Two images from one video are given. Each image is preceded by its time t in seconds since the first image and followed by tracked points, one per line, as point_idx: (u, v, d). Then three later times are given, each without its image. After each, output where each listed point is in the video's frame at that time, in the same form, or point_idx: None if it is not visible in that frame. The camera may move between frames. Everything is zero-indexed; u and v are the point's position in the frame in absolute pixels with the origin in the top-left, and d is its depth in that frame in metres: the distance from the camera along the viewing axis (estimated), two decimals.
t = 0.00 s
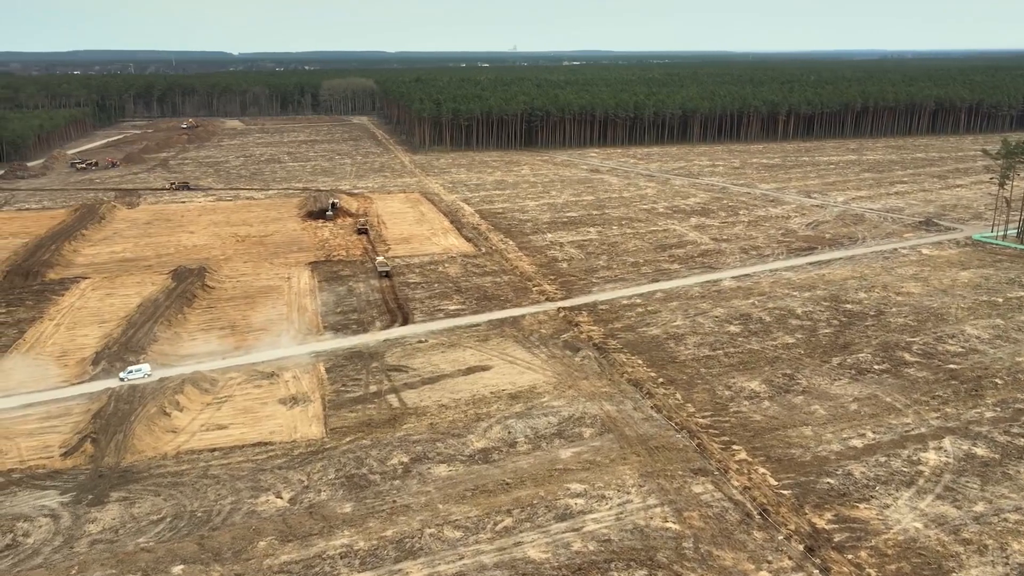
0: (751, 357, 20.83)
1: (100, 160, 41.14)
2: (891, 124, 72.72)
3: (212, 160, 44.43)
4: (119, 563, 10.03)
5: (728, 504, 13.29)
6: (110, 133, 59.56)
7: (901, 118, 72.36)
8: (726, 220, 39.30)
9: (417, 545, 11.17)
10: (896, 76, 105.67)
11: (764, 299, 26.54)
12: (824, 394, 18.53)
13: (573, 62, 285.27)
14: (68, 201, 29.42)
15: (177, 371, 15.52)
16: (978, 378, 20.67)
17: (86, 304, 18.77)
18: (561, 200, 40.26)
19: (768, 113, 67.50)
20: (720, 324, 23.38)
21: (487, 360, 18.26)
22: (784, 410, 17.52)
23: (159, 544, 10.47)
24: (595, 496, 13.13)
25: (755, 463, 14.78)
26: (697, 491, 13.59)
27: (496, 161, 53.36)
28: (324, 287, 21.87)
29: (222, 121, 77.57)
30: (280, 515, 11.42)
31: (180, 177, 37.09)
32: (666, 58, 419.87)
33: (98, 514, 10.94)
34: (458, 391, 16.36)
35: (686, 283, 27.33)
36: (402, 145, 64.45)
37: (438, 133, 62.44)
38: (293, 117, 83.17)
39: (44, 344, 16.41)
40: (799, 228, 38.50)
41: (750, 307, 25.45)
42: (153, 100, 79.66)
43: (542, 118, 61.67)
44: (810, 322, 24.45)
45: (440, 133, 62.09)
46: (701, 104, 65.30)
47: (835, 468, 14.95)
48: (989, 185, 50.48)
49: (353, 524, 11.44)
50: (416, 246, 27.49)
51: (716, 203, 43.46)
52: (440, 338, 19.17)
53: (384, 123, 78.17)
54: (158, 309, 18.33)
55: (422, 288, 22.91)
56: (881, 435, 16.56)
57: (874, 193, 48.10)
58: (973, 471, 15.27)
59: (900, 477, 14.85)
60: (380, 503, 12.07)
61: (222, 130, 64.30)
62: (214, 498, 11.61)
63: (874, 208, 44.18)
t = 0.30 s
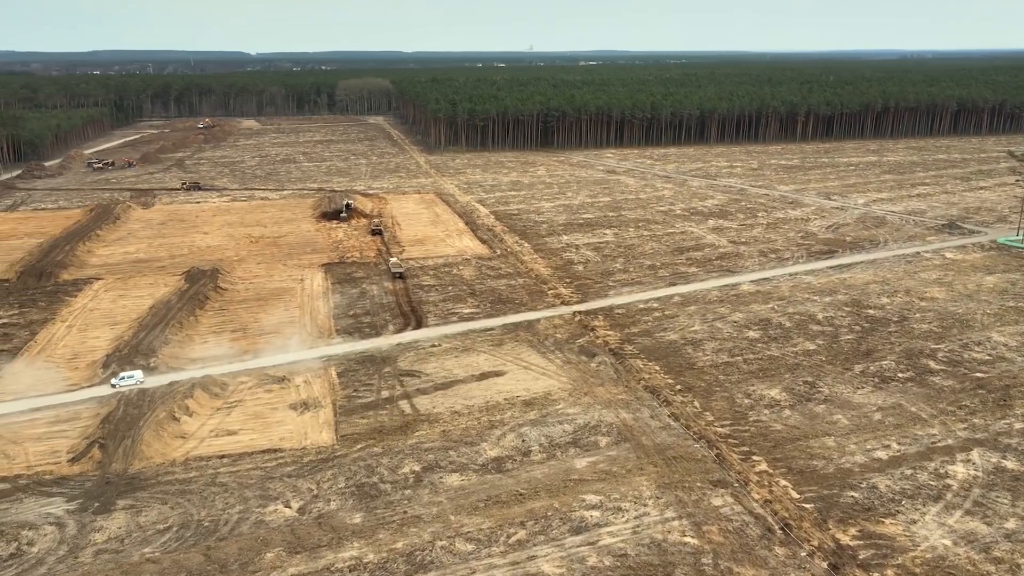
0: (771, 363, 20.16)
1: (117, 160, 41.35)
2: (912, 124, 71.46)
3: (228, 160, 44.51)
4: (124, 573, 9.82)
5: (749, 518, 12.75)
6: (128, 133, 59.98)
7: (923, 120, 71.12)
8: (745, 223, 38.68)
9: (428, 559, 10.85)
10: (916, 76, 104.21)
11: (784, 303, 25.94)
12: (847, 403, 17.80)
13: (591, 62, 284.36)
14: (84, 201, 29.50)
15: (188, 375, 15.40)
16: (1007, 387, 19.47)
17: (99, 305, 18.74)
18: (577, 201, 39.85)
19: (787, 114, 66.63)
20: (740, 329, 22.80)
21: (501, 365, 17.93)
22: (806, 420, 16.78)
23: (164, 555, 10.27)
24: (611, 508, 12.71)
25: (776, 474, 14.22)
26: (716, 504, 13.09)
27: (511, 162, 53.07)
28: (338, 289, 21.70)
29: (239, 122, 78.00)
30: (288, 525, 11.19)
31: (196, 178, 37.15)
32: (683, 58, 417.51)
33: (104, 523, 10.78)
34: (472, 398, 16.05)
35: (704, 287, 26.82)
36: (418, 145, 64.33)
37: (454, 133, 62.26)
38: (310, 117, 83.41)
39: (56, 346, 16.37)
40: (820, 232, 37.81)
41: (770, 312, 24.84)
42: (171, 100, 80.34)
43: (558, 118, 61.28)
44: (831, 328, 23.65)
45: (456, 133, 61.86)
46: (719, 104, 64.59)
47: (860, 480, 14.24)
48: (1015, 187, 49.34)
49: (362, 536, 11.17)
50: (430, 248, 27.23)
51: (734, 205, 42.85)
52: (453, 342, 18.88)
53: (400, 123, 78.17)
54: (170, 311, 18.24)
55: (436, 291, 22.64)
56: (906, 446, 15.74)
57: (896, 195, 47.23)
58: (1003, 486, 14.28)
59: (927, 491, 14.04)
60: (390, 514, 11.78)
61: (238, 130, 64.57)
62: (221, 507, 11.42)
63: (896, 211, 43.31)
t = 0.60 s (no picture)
0: (786, 370, 19.73)
1: (127, 160, 41.37)
2: (926, 125, 70.58)
3: (237, 160, 44.45)
4: None
5: (764, 532, 12.35)
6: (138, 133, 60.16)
7: (937, 120, 70.22)
8: (757, 225, 38.18)
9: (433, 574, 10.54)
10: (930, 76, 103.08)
11: (798, 308, 25.44)
12: (864, 412, 17.34)
13: (601, 62, 283.90)
14: (92, 202, 29.44)
15: (192, 380, 15.20)
16: None
17: (104, 308, 18.58)
18: (586, 202, 39.47)
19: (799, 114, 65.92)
20: (753, 334, 22.34)
21: (510, 371, 17.61)
22: (821, 429, 16.33)
23: (164, 567, 10.04)
24: (622, 521, 12.36)
25: (792, 486, 13.82)
26: (730, 517, 12.70)
27: (521, 162, 52.75)
28: (345, 292, 21.46)
29: (249, 122, 78.06)
30: (290, 537, 10.92)
31: (204, 178, 37.06)
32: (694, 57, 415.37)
33: (103, 534, 10.57)
34: (479, 405, 15.75)
35: (717, 291, 26.40)
36: (427, 145, 64.11)
37: (463, 134, 62.00)
38: (320, 117, 83.37)
39: (60, 350, 16.22)
40: (833, 234, 37.26)
41: (784, 316, 24.39)
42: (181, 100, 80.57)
43: (568, 118, 60.87)
44: (847, 333, 23.16)
45: (465, 132, 61.57)
46: (730, 105, 64.00)
47: (878, 493, 13.79)
48: None
49: (366, 549, 10.87)
50: (438, 250, 26.95)
51: (746, 207, 42.33)
52: (461, 347, 18.57)
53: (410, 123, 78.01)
54: (175, 315, 18.04)
55: (444, 294, 22.35)
56: (927, 458, 15.26)
57: (910, 197, 46.54)
58: None
59: (948, 505, 13.54)
60: (394, 526, 11.48)
61: (248, 130, 64.61)
62: (222, 518, 11.18)
63: (911, 212, 42.64)
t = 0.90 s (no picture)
0: (799, 377, 19.31)
1: (134, 160, 41.32)
2: (938, 125, 69.75)
3: (244, 160, 44.37)
4: None
5: (779, 547, 11.97)
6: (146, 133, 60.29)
7: (950, 120, 69.39)
8: (768, 227, 37.68)
9: None
10: (942, 76, 102.03)
11: (811, 312, 24.98)
12: (881, 421, 16.90)
13: (610, 63, 282.98)
14: (98, 202, 29.35)
15: (194, 385, 14.95)
16: None
17: (107, 310, 18.38)
18: (595, 204, 39.10)
19: (810, 115, 65.26)
20: (765, 340, 21.91)
21: (518, 377, 17.27)
22: (837, 439, 15.91)
23: None
24: (632, 534, 12.01)
25: (807, 499, 13.44)
26: (743, 532, 12.33)
27: (529, 163, 52.41)
28: (350, 295, 21.20)
29: (257, 121, 78.10)
30: (291, 550, 10.63)
31: (211, 179, 36.93)
32: (704, 56, 413.39)
33: (100, 546, 10.34)
34: (486, 412, 15.43)
35: (728, 295, 25.98)
36: (435, 145, 63.86)
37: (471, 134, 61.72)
38: (328, 117, 83.32)
39: (61, 353, 16.02)
40: (846, 236, 36.72)
41: (796, 321, 23.95)
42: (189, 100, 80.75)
43: (577, 118, 60.51)
44: (861, 339, 22.70)
45: (473, 133, 61.28)
46: (741, 105, 63.43)
47: (897, 507, 13.37)
48: None
49: (368, 563, 10.57)
50: (446, 252, 26.66)
51: (757, 208, 41.84)
52: (468, 352, 18.26)
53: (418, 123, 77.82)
54: (179, 318, 17.81)
55: (451, 297, 22.05)
56: (947, 470, 14.81)
57: (924, 199, 45.90)
58: None
59: (969, 520, 13.11)
60: (398, 539, 11.17)
61: (256, 130, 64.61)
62: (222, 530, 10.92)
63: (924, 214, 42.01)
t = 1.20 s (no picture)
0: (814, 384, 18.88)
1: (142, 160, 41.28)
2: (952, 126, 68.93)
3: (251, 160, 44.28)
4: None
5: (795, 564, 11.59)
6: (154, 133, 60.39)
7: (963, 121, 68.56)
8: (780, 229, 37.19)
9: None
10: (955, 76, 101.02)
11: (824, 317, 24.51)
12: (898, 431, 16.46)
13: (619, 63, 282.61)
14: (105, 203, 29.21)
15: (196, 391, 14.70)
16: None
17: (111, 313, 18.17)
18: (604, 205, 38.71)
19: (822, 115, 64.61)
20: (778, 346, 21.47)
21: (526, 384, 16.95)
22: (854, 449, 15.49)
23: None
24: (643, 549, 11.63)
25: (824, 512, 13.03)
26: (758, 547, 11.95)
27: (538, 164, 52.07)
28: (356, 298, 20.92)
29: (265, 122, 78.14)
30: (292, 564, 10.34)
31: (218, 179, 36.80)
32: (714, 56, 411.72)
33: (96, 558, 10.08)
34: (493, 420, 15.11)
35: (739, 299, 25.55)
36: (443, 146, 63.65)
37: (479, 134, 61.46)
38: (336, 117, 83.27)
39: (63, 357, 15.82)
40: (859, 239, 36.18)
41: (810, 326, 23.49)
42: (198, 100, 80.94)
43: (586, 119, 60.12)
44: (876, 345, 22.22)
45: (482, 133, 61.01)
46: (751, 105, 62.87)
47: (917, 522, 12.95)
48: None
49: None
50: (453, 255, 26.36)
51: (768, 210, 41.34)
52: (475, 358, 17.94)
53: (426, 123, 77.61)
54: (183, 321, 17.58)
55: (458, 301, 21.74)
56: (968, 483, 14.36)
57: (938, 201, 45.24)
58: None
59: (992, 536, 12.67)
60: (402, 553, 10.86)
61: (264, 130, 64.64)
62: (222, 542, 10.64)
63: (939, 217, 41.37)
